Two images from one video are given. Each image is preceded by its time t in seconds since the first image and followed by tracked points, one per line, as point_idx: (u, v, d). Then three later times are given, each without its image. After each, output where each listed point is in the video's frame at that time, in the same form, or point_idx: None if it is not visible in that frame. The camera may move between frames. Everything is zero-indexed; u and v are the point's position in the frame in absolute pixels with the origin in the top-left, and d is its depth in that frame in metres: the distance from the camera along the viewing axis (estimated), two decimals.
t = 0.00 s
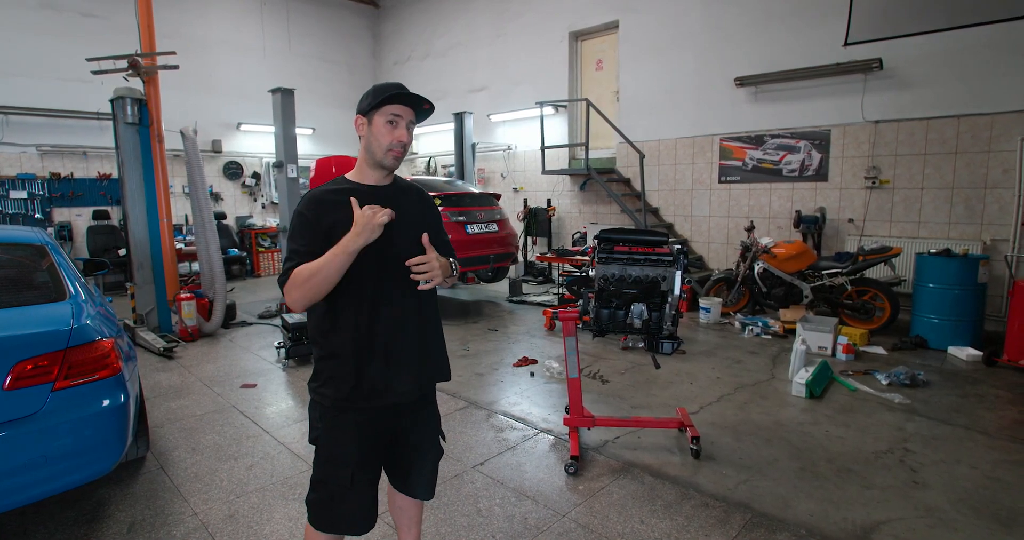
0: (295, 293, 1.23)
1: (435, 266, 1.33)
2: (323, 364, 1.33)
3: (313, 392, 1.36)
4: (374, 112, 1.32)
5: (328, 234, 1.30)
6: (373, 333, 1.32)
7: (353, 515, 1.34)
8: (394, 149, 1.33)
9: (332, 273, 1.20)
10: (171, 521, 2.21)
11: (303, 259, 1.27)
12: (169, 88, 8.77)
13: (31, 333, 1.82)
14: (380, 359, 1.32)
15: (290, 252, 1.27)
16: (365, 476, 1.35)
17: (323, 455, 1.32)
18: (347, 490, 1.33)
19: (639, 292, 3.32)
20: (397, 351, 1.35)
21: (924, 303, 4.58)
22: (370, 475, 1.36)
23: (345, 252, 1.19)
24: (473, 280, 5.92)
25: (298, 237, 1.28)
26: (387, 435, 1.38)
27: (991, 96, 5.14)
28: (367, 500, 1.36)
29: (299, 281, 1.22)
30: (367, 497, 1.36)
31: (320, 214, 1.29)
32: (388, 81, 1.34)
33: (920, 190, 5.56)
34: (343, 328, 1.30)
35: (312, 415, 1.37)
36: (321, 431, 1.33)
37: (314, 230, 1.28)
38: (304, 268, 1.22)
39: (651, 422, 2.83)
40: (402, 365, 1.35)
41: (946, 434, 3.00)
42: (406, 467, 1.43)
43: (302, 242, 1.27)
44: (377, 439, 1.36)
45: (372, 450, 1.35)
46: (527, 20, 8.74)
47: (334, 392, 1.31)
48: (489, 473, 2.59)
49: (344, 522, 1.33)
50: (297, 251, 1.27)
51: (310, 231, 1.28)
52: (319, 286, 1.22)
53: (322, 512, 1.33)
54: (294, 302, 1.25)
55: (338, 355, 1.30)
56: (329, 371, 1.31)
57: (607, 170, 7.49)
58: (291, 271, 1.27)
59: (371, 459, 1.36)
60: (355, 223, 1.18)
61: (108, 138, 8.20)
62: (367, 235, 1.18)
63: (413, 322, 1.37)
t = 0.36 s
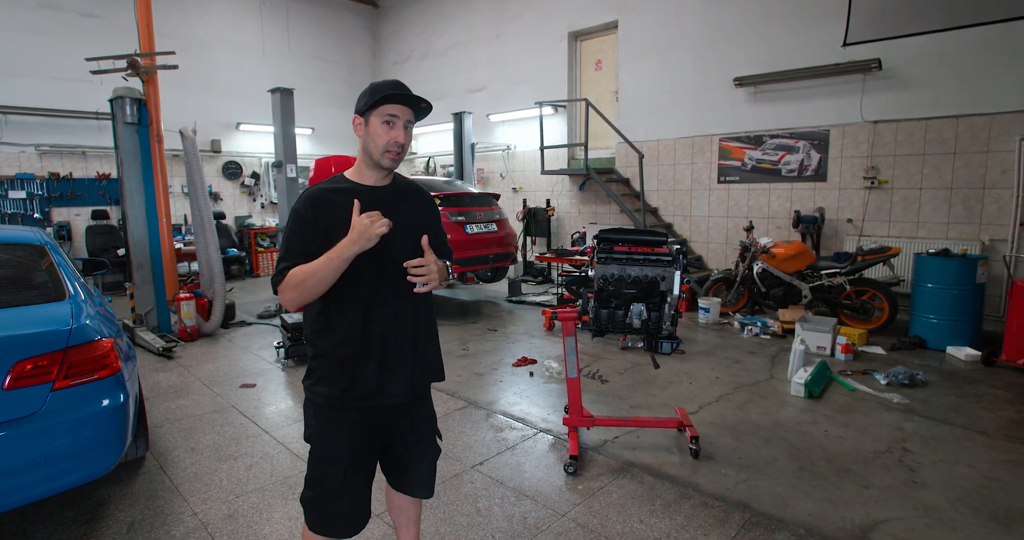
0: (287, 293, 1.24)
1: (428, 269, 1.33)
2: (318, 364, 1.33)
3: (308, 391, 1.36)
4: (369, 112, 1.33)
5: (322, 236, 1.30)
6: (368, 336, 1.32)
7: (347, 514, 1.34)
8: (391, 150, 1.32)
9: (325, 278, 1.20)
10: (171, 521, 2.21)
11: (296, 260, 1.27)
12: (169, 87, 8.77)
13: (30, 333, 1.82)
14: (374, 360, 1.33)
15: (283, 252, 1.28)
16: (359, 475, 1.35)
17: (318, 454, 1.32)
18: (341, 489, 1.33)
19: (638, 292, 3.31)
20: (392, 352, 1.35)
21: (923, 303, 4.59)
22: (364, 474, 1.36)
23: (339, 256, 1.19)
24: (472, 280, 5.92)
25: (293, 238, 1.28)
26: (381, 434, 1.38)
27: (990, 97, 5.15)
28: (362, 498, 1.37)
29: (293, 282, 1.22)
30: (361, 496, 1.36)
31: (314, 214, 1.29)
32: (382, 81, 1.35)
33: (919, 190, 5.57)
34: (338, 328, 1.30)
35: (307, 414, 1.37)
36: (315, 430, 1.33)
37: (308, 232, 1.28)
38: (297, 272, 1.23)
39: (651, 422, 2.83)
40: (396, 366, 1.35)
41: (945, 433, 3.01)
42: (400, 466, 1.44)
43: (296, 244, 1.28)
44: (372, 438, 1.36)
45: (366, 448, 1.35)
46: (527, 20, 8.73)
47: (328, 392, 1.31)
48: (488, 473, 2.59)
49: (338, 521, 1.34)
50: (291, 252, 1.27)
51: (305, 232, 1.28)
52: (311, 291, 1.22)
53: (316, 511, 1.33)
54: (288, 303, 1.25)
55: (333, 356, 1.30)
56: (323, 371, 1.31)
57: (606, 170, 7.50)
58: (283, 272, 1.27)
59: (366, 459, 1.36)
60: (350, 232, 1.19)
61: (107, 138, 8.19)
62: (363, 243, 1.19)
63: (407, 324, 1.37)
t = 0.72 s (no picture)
0: (275, 294, 1.32)
1: (422, 287, 1.33)
2: (315, 365, 1.33)
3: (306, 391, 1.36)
4: (353, 115, 1.34)
5: (317, 238, 1.31)
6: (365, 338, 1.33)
7: (344, 515, 1.34)
8: (378, 149, 1.32)
9: (311, 298, 1.27)
10: (171, 520, 2.21)
11: (289, 263, 1.31)
12: (169, 87, 8.77)
13: (30, 333, 1.82)
14: (372, 361, 1.33)
15: (278, 254, 1.30)
16: (357, 476, 1.35)
17: (315, 454, 1.33)
18: (338, 489, 1.33)
19: (638, 292, 3.37)
20: (388, 354, 1.35)
21: (922, 303, 4.59)
22: (362, 475, 1.37)
23: (327, 290, 1.26)
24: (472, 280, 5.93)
25: (287, 240, 1.30)
26: (379, 435, 1.38)
27: (990, 97, 5.15)
28: (359, 499, 1.37)
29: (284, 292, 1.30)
30: (358, 497, 1.36)
31: (309, 216, 1.30)
32: (359, 79, 1.35)
33: (919, 190, 5.57)
34: (336, 330, 1.31)
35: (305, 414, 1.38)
36: (313, 431, 1.34)
37: (302, 235, 1.30)
38: (288, 283, 1.29)
39: (650, 422, 2.83)
40: (394, 368, 1.35)
41: (944, 433, 3.01)
42: (398, 467, 1.44)
43: (291, 246, 1.30)
44: (370, 438, 1.37)
45: (363, 449, 1.36)
46: (527, 20, 8.73)
47: (326, 392, 1.31)
48: (488, 472, 2.59)
49: (335, 522, 1.33)
50: (283, 255, 1.30)
51: (300, 236, 1.30)
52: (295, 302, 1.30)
53: (313, 511, 1.33)
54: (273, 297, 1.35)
55: (330, 357, 1.31)
56: (320, 372, 1.32)
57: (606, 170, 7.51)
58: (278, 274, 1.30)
59: (363, 460, 1.36)
60: (338, 281, 1.25)
61: (107, 138, 8.19)
62: (351, 293, 1.24)
63: (405, 326, 1.37)
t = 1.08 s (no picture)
0: (275, 297, 1.33)
1: (416, 295, 1.31)
2: (314, 366, 1.34)
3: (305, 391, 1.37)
4: (353, 118, 1.33)
5: (314, 240, 1.32)
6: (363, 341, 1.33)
7: (340, 515, 1.34)
8: (378, 156, 1.31)
9: (311, 303, 1.27)
10: (171, 520, 2.21)
11: (287, 265, 1.31)
12: (169, 87, 8.78)
13: (31, 333, 1.82)
14: (370, 363, 1.33)
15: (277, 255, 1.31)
16: (354, 476, 1.35)
17: (312, 454, 1.33)
18: (334, 489, 1.33)
19: (638, 292, 3.36)
20: (386, 356, 1.35)
21: (922, 303, 4.60)
22: (359, 475, 1.37)
23: (327, 296, 1.26)
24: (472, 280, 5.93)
25: (285, 242, 1.30)
26: (377, 436, 1.38)
27: (990, 97, 5.15)
28: (356, 499, 1.37)
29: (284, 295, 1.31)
30: (355, 497, 1.37)
31: (306, 217, 1.30)
32: (363, 82, 1.33)
33: (919, 189, 5.57)
34: (334, 333, 1.32)
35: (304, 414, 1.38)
36: (310, 430, 1.34)
37: (300, 237, 1.31)
38: (288, 287, 1.30)
39: (650, 421, 2.83)
40: (392, 370, 1.35)
41: (944, 433, 3.01)
42: (397, 467, 1.44)
43: (290, 249, 1.31)
44: (368, 438, 1.37)
45: (362, 449, 1.36)
46: (526, 19, 8.73)
47: (323, 393, 1.32)
48: (488, 472, 2.59)
49: (332, 522, 1.34)
50: (282, 257, 1.31)
51: (298, 238, 1.31)
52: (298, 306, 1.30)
53: (310, 512, 1.33)
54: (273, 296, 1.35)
55: (328, 359, 1.32)
56: (319, 372, 1.33)
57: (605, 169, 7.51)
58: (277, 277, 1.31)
59: (360, 461, 1.36)
60: (336, 289, 1.25)
61: (107, 138, 8.19)
62: (350, 300, 1.24)
63: (404, 329, 1.37)
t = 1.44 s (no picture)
0: (265, 301, 1.26)
1: (454, 256, 1.47)
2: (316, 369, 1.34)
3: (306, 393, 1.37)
4: (379, 116, 1.32)
5: (315, 238, 1.30)
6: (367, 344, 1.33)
7: (344, 518, 1.34)
8: (401, 158, 1.36)
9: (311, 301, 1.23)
10: (172, 520, 2.21)
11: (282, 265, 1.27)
12: (169, 87, 8.78)
13: (32, 332, 1.83)
14: (373, 363, 1.33)
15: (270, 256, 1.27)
16: (359, 476, 1.35)
17: (316, 456, 1.33)
18: (339, 491, 1.33)
19: (638, 292, 3.35)
20: (389, 356, 1.35)
21: (922, 303, 4.60)
22: (363, 476, 1.37)
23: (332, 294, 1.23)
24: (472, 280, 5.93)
25: (280, 241, 1.27)
26: (380, 436, 1.38)
27: (990, 97, 5.16)
28: (361, 500, 1.37)
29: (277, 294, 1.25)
30: (358, 498, 1.36)
31: (305, 215, 1.29)
32: (389, 84, 1.33)
33: (919, 190, 5.57)
34: (337, 334, 1.31)
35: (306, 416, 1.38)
36: (314, 433, 1.33)
37: (297, 236, 1.28)
38: (285, 286, 1.24)
39: (651, 421, 2.83)
40: (396, 370, 1.36)
41: (943, 433, 3.01)
42: (399, 468, 1.44)
43: (287, 249, 1.27)
44: (372, 439, 1.37)
45: (366, 449, 1.36)
46: (526, 19, 8.73)
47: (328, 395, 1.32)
48: (489, 472, 2.59)
49: (338, 523, 1.33)
50: (278, 257, 1.27)
51: (294, 237, 1.28)
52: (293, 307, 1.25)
53: (315, 514, 1.33)
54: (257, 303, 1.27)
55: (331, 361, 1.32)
56: (322, 374, 1.32)
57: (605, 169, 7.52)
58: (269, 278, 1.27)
59: (364, 462, 1.36)
60: (345, 283, 1.23)
61: (107, 138, 8.19)
62: (363, 295, 1.24)
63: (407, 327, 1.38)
